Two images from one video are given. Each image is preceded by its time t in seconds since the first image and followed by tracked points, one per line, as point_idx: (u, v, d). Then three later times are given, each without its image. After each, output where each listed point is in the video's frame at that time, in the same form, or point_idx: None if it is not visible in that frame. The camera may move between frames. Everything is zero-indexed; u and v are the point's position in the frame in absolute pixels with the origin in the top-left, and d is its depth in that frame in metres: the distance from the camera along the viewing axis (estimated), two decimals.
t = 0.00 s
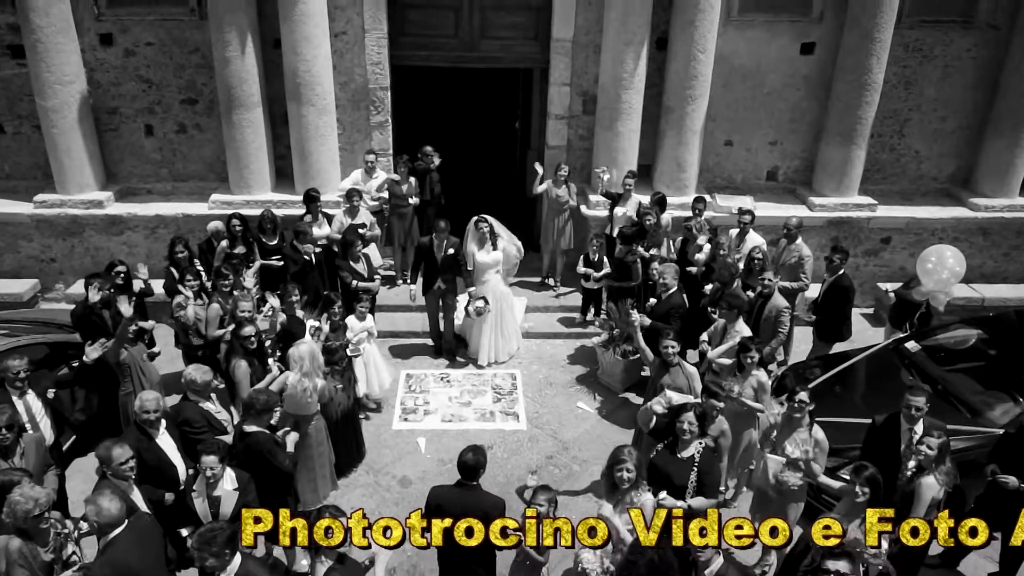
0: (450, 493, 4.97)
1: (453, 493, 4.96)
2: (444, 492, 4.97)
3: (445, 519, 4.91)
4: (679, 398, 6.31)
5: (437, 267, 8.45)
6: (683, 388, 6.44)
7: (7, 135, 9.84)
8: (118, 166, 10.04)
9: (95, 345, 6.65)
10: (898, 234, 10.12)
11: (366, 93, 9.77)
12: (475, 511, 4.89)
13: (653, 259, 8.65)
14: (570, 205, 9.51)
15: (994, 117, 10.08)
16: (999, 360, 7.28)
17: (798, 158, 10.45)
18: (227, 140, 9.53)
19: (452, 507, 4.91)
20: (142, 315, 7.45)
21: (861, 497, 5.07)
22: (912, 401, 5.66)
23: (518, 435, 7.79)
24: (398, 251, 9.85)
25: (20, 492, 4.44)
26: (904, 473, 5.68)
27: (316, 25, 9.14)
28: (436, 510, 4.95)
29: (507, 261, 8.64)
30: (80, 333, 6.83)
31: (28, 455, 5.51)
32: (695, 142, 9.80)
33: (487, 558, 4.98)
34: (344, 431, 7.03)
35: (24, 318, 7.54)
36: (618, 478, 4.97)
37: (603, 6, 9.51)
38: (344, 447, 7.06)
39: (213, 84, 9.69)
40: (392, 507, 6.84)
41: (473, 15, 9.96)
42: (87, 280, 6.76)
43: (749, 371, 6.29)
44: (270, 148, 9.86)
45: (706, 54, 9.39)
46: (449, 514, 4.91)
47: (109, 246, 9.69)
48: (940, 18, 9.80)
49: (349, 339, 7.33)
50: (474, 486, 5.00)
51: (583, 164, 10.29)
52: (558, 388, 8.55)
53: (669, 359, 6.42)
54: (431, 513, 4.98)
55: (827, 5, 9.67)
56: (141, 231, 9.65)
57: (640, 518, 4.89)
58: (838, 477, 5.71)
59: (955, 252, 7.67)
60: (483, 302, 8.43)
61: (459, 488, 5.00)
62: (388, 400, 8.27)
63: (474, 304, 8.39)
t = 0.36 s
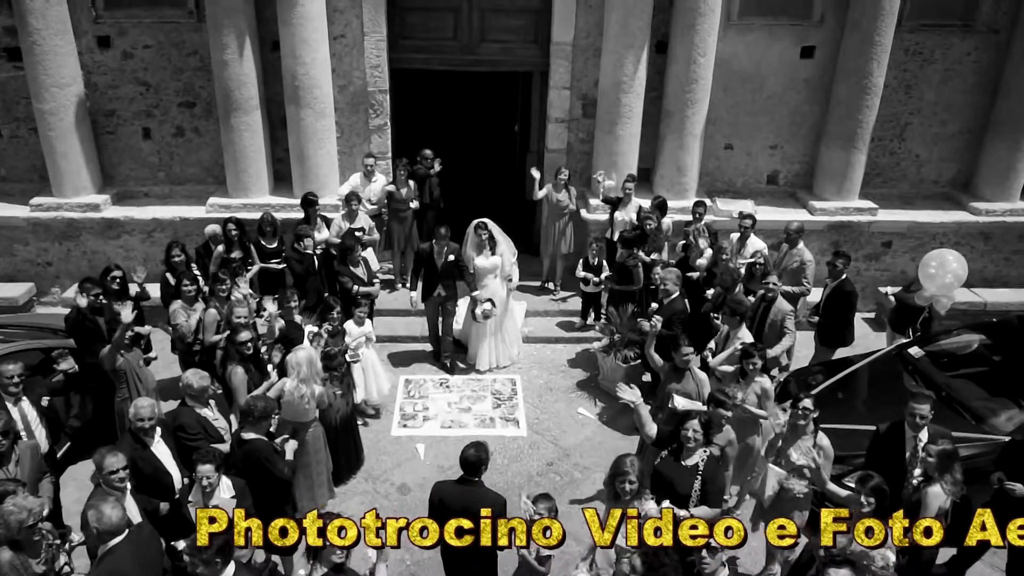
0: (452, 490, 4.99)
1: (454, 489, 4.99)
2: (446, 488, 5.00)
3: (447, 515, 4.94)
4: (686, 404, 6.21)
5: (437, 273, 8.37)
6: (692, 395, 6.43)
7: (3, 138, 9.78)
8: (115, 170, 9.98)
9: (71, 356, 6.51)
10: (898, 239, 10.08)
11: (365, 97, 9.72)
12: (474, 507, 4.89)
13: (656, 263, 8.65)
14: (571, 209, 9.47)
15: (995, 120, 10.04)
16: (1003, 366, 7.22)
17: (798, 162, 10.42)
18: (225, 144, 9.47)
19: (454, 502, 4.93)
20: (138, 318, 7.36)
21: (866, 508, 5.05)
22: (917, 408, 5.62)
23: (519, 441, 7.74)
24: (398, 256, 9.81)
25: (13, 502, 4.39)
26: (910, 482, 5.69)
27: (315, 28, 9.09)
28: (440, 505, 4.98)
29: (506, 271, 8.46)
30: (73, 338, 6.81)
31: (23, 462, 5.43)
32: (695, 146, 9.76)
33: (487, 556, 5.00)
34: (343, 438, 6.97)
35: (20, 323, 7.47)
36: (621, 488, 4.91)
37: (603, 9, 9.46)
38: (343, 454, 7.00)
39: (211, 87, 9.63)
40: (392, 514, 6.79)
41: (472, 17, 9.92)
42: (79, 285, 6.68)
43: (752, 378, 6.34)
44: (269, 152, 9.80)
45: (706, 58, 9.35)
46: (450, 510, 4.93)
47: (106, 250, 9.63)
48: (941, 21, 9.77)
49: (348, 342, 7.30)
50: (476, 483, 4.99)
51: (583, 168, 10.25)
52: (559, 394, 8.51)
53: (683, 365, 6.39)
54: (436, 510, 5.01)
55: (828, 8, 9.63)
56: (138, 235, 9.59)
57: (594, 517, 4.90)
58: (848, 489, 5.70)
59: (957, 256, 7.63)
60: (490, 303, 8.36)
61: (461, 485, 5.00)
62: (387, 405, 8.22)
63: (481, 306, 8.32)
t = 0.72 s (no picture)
0: (457, 480, 4.99)
1: (459, 479, 4.99)
2: (451, 478, 5.01)
3: (452, 505, 4.94)
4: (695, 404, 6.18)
5: (441, 278, 8.19)
6: (701, 395, 6.41)
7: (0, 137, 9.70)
8: (113, 169, 9.90)
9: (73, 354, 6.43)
10: (903, 238, 10.01)
11: (366, 95, 9.64)
12: (478, 497, 4.91)
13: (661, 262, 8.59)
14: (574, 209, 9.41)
15: (1000, 119, 9.97)
16: (1009, 367, 7.13)
17: (802, 161, 10.35)
18: (224, 143, 9.39)
19: (458, 492, 4.93)
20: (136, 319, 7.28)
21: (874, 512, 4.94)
22: (923, 411, 5.49)
23: (521, 443, 7.67)
24: (398, 255, 9.74)
25: (8, 507, 4.31)
26: (916, 484, 5.57)
27: (315, 26, 9.01)
28: (444, 495, 4.99)
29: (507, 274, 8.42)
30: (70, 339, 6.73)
31: (21, 465, 5.36)
32: (698, 145, 9.69)
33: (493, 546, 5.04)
34: (345, 440, 6.89)
35: (18, 324, 7.40)
36: (627, 494, 4.85)
37: (606, 7, 9.38)
38: (344, 457, 6.92)
39: (210, 85, 9.56)
40: (394, 517, 6.71)
41: (474, 15, 9.84)
42: (77, 286, 6.56)
43: (758, 380, 6.14)
44: (268, 151, 9.72)
45: (710, 56, 9.27)
46: (454, 499, 4.94)
47: (105, 250, 9.55)
48: (946, 19, 9.70)
49: (348, 341, 7.19)
50: (480, 473, 5.01)
51: (586, 167, 10.18)
52: (561, 395, 8.44)
53: (697, 366, 6.35)
54: (439, 500, 5.01)
55: (832, 6, 9.56)
56: (137, 235, 9.52)
57: (549, 517, 4.66)
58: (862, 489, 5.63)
59: (961, 254, 7.67)
60: (496, 302, 8.39)
61: (466, 474, 5.02)
62: (388, 406, 8.15)
63: (489, 306, 8.30)
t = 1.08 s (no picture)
0: (464, 468, 5.06)
1: (466, 467, 5.07)
2: (458, 466, 5.08)
3: (458, 492, 5.03)
4: (701, 408, 6.17)
5: (448, 284, 8.14)
6: (709, 400, 6.34)
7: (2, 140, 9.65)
8: (115, 172, 9.84)
9: (90, 355, 6.58)
10: (909, 241, 9.94)
11: (369, 97, 9.59)
12: (484, 485, 4.98)
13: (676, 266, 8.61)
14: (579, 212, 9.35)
15: (1007, 121, 9.91)
16: (1019, 371, 7.07)
17: (807, 163, 10.29)
18: (226, 146, 9.34)
19: (465, 479, 5.02)
20: (137, 323, 7.22)
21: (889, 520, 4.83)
22: (933, 417, 5.39)
23: (526, 448, 7.61)
24: (401, 258, 9.68)
25: (8, 517, 4.26)
26: (927, 491, 5.49)
27: (317, 28, 8.95)
28: (451, 482, 5.07)
29: (513, 279, 8.35)
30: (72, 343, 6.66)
31: (23, 471, 5.30)
32: (703, 148, 9.63)
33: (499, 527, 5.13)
34: (348, 446, 6.83)
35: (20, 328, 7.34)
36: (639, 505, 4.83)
37: (610, 9, 9.33)
38: (348, 462, 6.86)
39: (212, 88, 9.51)
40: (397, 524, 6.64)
41: (477, 17, 9.79)
42: (80, 291, 6.51)
43: (766, 385, 6.11)
44: (271, 153, 9.67)
45: (714, 58, 9.22)
46: (460, 487, 5.02)
47: (106, 253, 9.50)
48: (952, 21, 9.64)
49: (352, 345, 7.08)
50: (487, 462, 5.07)
51: (590, 170, 10.12)
52: (566, 399, 8.37)
53: (710, 369, 6.29)
54: (447, 487, 5.10)
55: (837, 7, 9.50)
56: (139, 238, 9.46)
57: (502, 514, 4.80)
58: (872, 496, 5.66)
59: (969, 256, 7.44)
60: (502, 310, 8.32)
61: (472, 463, 5.08)
62: (392, 411, 8.09)
63: (494, 313, 8.29)
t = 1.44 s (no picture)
0: (473, 459, 5.14)
1: (475, 457, 5.15)
2: (466, 456, 5.16)
3: (466, 479, 5.11)
4: (706, 412, 6.09)
5: (454, 288, 8.02)
6: (715, 405, 6.22)
7: (3, 142, 9.61)
8: (117, 174, 9.80)
9: (76, 363, 6.54)
10: (915, 244, 9.88)
11: (372, 100, 9.55)
12: (491, 476, 5.04)
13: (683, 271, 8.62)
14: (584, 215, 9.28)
15: (1014, 124, 9.85)
16: None
17: (812, 166, 10.23)
18: (229, 148, 9.29)
19: (473, 469, 5.09)
20: (137, 327, 7.15)
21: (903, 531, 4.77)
22: (943, 423, 5.31)
23: (530, 452, 7.54)
24: (404, 261, 9.62)
25: (8, 525, 4.21)
26: (939, 497, 5.40)
27: (321, 30, 8.90)
28: (459, 471, 5.15)
29: (522, 286, 8.30)
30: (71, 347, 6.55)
31: (24, 476, 5.22)
32: (708, 150, 9.57)
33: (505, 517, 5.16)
34: (351, 451, 6.76)
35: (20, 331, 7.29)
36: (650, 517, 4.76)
37: (615, 11, 9.28)
38: (351, 467, 6.80)
39: (215, 89, 9.46)
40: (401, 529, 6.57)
41: (481, 19, 9.74)
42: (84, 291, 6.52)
43: (774, 390, 6.09)
44: (273, 156, 9.62)
45: (720, 60, 9.17)
46: (468, 475, 5.09)
47: (108, 255, 9.44)
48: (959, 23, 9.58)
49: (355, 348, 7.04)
50: (497, 454, 5.13)
51: (594, 172, 10.07)
52: (571, 403, 8.31)
53: (716, 372, 6.20)
54: (455, 475, 5.18)
55: (844, 10, 9.45)
56: (141, 241, 9.41)
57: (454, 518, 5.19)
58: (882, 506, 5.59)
59: (977, 260, 7.36)
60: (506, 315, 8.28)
61: (482, 454, 5.14)
62: (395, 415, 8.03)
63: (496, 318, 8.23)
